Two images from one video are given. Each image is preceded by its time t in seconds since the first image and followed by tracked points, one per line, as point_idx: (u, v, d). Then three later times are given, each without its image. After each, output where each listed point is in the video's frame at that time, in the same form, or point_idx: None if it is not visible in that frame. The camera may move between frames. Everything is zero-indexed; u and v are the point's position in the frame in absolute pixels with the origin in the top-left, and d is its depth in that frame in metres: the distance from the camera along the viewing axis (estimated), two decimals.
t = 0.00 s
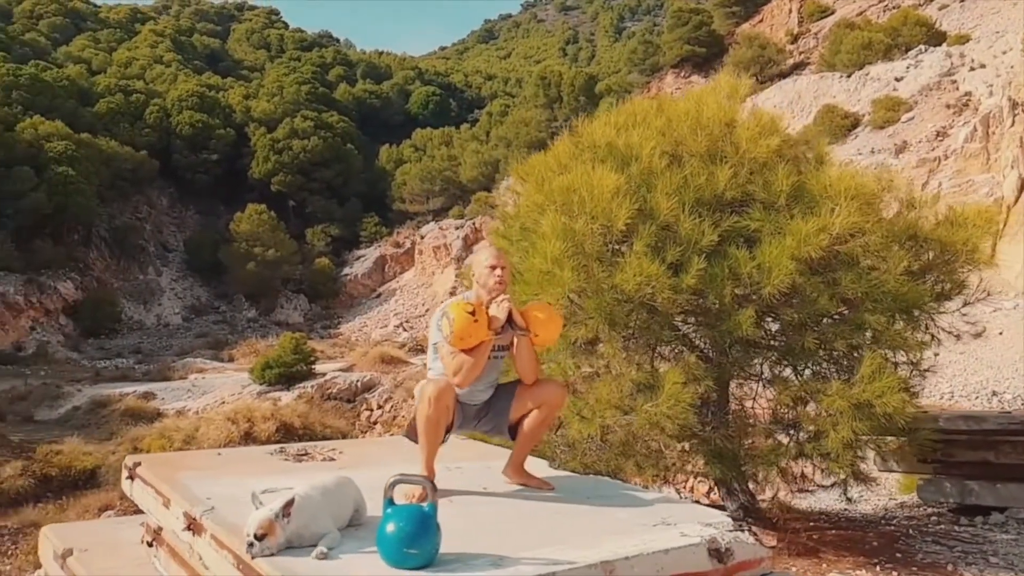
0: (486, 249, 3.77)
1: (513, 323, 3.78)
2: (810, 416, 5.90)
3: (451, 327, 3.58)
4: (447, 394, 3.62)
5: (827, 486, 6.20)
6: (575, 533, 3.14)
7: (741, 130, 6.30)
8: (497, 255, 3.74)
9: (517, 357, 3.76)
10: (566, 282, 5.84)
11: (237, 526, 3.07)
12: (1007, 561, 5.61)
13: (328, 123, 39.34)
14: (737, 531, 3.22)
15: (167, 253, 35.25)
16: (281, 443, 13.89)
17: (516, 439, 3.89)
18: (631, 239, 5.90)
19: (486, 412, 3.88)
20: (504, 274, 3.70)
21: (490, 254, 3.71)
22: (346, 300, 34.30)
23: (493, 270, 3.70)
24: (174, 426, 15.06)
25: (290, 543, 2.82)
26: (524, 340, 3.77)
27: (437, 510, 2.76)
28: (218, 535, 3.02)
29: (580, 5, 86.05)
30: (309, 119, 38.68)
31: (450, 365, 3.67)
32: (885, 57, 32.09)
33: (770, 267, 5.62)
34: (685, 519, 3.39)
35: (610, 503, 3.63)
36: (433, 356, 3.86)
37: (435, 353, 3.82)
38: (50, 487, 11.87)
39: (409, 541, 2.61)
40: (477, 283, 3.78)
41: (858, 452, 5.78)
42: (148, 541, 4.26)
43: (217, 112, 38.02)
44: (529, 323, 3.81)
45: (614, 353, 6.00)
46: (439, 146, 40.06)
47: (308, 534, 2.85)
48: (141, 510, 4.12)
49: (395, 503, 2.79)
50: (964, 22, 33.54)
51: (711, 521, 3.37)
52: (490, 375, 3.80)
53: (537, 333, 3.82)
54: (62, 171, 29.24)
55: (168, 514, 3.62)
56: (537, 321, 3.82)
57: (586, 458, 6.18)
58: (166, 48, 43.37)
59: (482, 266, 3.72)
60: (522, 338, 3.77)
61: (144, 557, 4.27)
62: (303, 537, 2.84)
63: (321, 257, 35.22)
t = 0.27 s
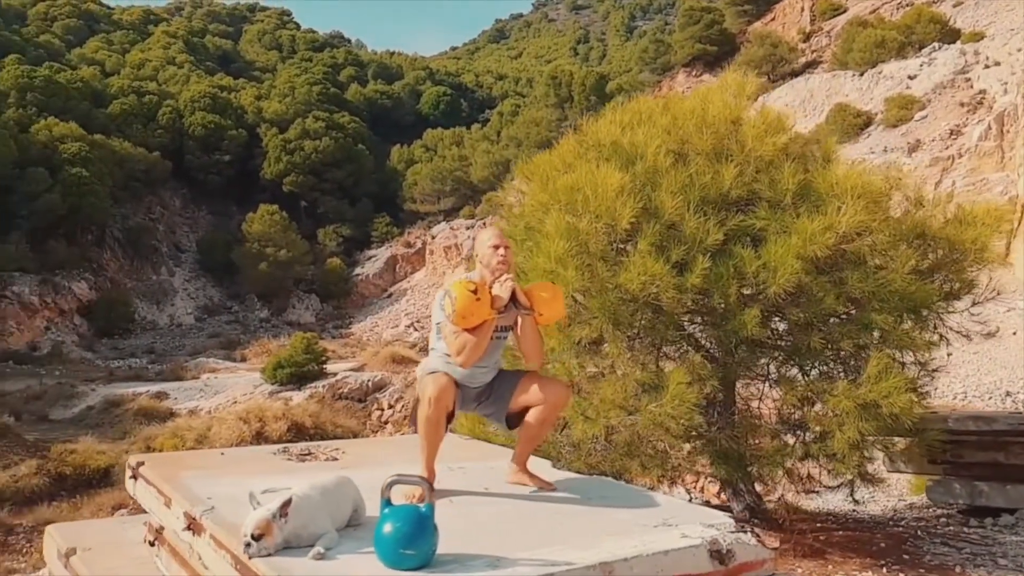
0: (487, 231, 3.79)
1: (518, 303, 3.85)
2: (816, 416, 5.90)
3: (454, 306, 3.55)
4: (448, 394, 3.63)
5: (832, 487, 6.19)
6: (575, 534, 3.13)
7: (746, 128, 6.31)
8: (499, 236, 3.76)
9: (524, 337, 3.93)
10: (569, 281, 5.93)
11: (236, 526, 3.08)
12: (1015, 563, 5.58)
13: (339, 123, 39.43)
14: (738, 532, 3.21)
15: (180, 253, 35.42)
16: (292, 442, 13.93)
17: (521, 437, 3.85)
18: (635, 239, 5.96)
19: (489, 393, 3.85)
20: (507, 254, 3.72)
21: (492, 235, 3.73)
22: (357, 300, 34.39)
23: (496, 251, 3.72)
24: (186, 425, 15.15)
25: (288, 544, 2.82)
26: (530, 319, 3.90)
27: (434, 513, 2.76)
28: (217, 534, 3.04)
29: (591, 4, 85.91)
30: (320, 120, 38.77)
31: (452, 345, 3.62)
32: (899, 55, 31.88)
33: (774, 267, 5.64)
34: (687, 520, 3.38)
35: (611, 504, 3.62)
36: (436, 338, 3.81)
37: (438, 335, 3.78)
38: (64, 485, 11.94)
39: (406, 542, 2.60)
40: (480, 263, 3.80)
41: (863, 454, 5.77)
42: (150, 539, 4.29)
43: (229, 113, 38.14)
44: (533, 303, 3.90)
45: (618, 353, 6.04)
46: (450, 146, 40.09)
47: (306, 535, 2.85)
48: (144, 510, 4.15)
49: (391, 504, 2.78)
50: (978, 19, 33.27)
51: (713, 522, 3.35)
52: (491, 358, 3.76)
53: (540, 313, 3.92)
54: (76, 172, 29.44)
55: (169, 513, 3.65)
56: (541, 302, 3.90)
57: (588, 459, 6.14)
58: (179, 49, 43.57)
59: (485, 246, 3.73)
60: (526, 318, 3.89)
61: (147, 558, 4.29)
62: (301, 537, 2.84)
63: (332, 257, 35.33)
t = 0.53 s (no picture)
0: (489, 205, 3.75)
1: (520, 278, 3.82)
2: (821, 416, 5.95)
3: (455, 283, 3.54)
4: (448, 394, 3.62)
5: (838, 489, 6.26)
6: (574, 535, 3.12)
7: (752, 128, 6.37)
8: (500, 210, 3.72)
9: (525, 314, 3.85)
10: (573, 282, 5.99)
11: (235, 526, 3.09)
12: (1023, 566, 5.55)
13: (350, 124, 39.53)
14: (739, 535, 3.19)
15: (192, 253, 35.61)
16: (303, 441, 13.98)
17: (524, 434, 3.83)
18: (639, 239, 6.04)
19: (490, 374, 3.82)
20: (507, 228, 3.68)
21: (493, 209, 3.69)
22: (368, 300, 34.46)
23: (496, 225, 3.67)
24: (198, 424, 15.23)
25: (285, 545, 2.82)
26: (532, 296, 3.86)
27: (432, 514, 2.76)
28: (215, 534, 3.05)
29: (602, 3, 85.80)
30: (331, 120, 38.86)
31: (455, 321, 3.62)
32: (912, 53, 31.68)
33: (780, 267, 5.69)
34: (688, 522, 3.35)
35: (612, 506, 3.61)
36: (438, 317, 3.80)
37: (440, 312, 3.77)
38: (78, 483, 12.02)
39: (403, 544, 2.60)
40: (482, 237, 3.76)
41: (869, 455, 5.80)
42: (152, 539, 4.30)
43: (241, 114, 38.28)
44: (533, 279, 3.89)
45: (622, 354, 6.07)
46: (461, 146, 40.11)
47: (304, 536, 2.85)
48: (146, 510, 4.16)
49: (389, 505, 2.78)
50: (993, 17, 33.00)
51: (714, 524, 3.33)
52: (494, 335, 3.76)
53: (543, 287, 3.91)
54: (90, 173, 29.66)
55: (170, 514, 3.66)
56: (542, 277, 3.90)
57: (594, 460, 6.24)
58: (191, 50, 43.79)
59: (485, 220, 3.69)
60: (528, 294, 3.85)
61: (148, 558, 4.33)
62: (298, 539, 2.84)
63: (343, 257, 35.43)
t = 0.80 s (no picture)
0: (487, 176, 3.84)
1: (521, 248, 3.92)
2: (827, 419, 5.92)
3: (454, 252, 3.54)
4: (449, 393, 3.63)
5: (845, 492, 6.28)
6: (572, 538, 3.10)
7: (756, 128, 6.41)
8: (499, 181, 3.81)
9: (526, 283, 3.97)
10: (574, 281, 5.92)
11: (232, 528, 3.10)
12: None
13: (362, 124, 39.62)
14: (739, 538, 3.16)
15: (205, 253, 35.79)
16: (315, 441, 14.02)
17: (527, 433, 3.84)
18: (642, 239, 6.01)
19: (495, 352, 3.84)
20: (506, 198, 3.77)
21: (491, 179, 3.77)
22: (380, 300, 34.54)
23: (496, 194, 3.76)
24: (211, 423, 15.32)
25: (281, 547, 2.83)
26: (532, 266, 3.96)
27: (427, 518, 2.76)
28: (212, 536, 3.06)
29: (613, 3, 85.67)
30: (343, 121, 38.97)
31: (454, 291, 3.65)
32: (925, 51, 31.46)
33: (785, 267, 5.69)
34: (688, 525, 3.34)
35: (612, 508, 3.60)
36: (440, 293, 3.85)
37: (441, 287, 3.81)
38: (92, 481, 12.10)
39: (397, 548, 2.59)
40: (481, 208, 3.84)
41: (875, 457, 5.78)
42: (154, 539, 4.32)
43: (254, 115, 38.44)
44: (533, 249, 3.98)
45: (625, 355, 6.03)
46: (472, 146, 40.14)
47: (300, 539, 2.85)
48: (147, 510, 4.17)
49: (385, 508, 2.78)
50: (1008, 14, 32.70)
51: (716, 527, 3.30)
52: (496, 307, 3.80)
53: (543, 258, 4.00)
54: (104, 174, 29.88)
55: (171, 515, 3.67)
56: (542, 248, 3.98)
57: (596, 461, 6.14)
58: (203, 52, 44.02)
59: (484, 190, 3.77)
60: (528, 264, 3.96)
61: (150, 559, 4.37)
62: (295, 541, 2.85)
63: (355, 257, 35.53)
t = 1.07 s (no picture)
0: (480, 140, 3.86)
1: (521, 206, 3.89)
2: (831, 420, 5.88)
3: (450, 211, 3.54)
4: (449, 385, 3.62)
5: (851, 494, 6.23)
6: (568, 540, 3.09)
7: (761, 127, 6.39)
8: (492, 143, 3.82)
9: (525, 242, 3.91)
10: (576, 283, 5.93)
11: (229, 530, 3.11)
12: None
13: (373, 125, 39.70)
14: (739, 541, 3.13)
15: (218, 253, 35.96)
16: (326, 440, 14.06)
17: (525, 431, 3.88)
18: (645, 240, 5.99)
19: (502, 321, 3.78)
20: (502, 159, 3.77)
21: (484, 142, 3.79)
22: (391, 299, 34.60)
23: (490, 156, 3.77)
24: (223, 423, 15.38)
25: (277, 549, 2.84)
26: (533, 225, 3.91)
27: (422, 519, 2.76)
28: (210, 537, 3.07)
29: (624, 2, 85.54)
30: (354, 122, 39.06)
31: (454, 252, 3.64)
32: (940, 49, 31.20)
33: (788, 269, 5.69)
34: (687, 528, 3.32)
35: (611, 509, 3.59)
36: (443, 264, 3.84)
37: (442, 255, 3.80)
38: (106, 480, 12.18)
39: (392, 550, 2.60)
40: (477, 173, 3.85)
41: (881, 459, 5.74)
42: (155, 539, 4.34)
43: (266, 116, 38.59)
44: (532, 211, 3.93)
45: (627, 357, 5.99)
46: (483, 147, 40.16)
47: (296, 540, 2.87)
48: (148, 511, 4.20)
49: (380, 510, 2.78)
50: None
51: (715, 530, 3.28)
52: (499, 266, 3.77)
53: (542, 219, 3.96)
54: (118, 175, 30.08)
55: (171, 515, 3.70)
56: (540, 210, 3.94)
57: (601, 463, 6.12)
58: (216, 54, 44.23)
59: (479, 154, 3.79)
60: (527, 226, 3.90)
61: (152, 559, 4.42)
62: (291, 542, 2.86)
63: (366, 257, 35.59)
